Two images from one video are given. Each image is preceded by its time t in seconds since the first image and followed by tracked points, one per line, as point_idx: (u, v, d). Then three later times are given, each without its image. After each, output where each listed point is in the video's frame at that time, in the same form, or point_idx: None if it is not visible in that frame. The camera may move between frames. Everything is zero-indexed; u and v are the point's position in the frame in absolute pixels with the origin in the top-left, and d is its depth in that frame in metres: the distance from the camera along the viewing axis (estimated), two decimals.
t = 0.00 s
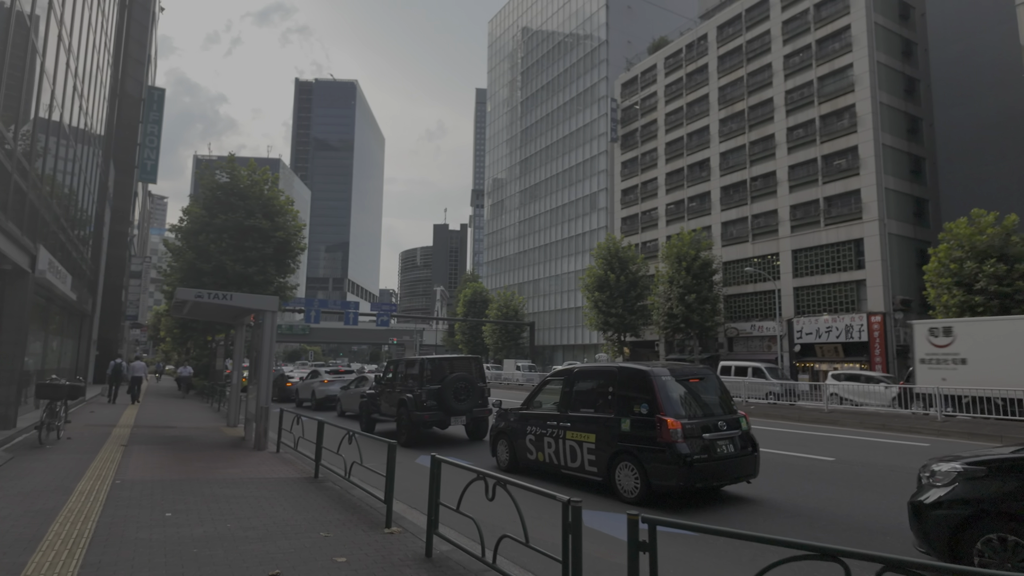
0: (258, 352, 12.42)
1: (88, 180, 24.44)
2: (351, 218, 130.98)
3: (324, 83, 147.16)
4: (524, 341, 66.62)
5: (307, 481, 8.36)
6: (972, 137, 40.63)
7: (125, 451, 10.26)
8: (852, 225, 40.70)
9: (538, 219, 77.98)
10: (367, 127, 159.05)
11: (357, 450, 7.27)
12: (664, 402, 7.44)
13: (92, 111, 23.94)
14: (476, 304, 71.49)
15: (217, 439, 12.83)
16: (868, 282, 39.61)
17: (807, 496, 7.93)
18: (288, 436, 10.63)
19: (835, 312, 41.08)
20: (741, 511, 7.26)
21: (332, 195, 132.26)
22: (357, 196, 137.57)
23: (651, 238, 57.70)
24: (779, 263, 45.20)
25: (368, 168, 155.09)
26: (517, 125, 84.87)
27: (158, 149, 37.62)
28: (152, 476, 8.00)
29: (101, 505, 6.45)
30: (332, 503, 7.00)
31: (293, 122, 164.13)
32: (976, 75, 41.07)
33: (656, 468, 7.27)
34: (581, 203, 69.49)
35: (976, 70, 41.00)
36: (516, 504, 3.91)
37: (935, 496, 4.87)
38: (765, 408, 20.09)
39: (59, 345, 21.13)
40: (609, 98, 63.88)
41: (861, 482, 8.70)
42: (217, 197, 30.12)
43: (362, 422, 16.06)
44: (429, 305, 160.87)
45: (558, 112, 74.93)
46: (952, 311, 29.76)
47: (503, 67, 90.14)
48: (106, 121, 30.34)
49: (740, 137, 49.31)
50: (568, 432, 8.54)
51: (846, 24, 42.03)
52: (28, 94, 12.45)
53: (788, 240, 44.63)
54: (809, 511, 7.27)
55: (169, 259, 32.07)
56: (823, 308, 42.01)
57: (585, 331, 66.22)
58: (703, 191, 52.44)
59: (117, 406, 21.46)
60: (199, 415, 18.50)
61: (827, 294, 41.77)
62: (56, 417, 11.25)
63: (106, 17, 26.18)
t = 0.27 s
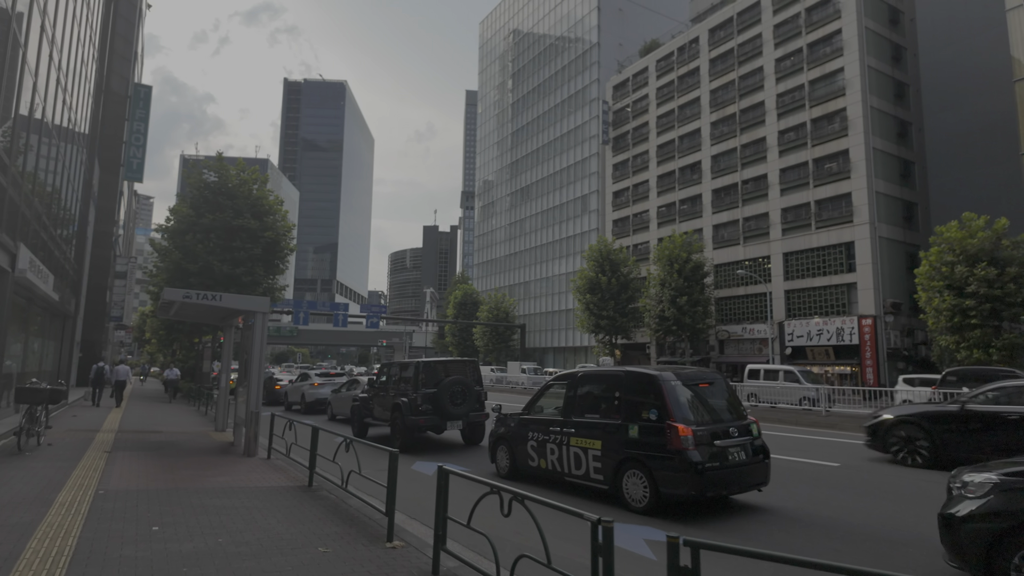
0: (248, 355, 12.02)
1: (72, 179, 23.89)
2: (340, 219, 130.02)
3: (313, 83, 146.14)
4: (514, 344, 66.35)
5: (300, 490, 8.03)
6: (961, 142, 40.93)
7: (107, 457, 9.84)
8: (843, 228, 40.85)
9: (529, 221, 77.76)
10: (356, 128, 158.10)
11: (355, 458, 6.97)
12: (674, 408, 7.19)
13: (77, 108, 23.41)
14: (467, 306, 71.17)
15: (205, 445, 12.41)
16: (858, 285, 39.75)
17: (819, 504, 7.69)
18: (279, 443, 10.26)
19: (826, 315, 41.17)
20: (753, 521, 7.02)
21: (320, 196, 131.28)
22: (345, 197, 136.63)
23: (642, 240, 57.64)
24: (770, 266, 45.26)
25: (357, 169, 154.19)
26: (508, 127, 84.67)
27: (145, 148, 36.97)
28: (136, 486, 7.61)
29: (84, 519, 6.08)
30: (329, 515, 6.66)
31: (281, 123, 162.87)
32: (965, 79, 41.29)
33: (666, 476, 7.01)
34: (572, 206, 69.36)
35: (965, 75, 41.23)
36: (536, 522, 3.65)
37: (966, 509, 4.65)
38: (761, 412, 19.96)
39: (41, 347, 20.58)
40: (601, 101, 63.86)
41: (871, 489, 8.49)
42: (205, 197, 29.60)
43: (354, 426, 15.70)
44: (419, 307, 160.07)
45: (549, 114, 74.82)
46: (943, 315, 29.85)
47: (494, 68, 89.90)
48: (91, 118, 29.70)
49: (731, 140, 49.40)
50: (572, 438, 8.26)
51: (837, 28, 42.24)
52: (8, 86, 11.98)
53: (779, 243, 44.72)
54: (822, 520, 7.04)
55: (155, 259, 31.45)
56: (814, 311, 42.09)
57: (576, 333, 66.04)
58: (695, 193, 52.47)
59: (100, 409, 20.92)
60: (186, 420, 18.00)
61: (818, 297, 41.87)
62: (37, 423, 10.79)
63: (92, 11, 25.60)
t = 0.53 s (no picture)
0: (246, 357, 11.70)
1: (65, 179, 23.53)
2: (333, 221, 129.42)
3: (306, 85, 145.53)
4: (510, 347, 66.07)
5: (302, 497, 7.76)
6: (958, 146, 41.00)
7: (100, 463, 9.50)
8: (840, 232, 40.87)
9: (524, 225, 77.50)
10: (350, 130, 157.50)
11: (361, 464, 6.73)
12: (691, 413, 6.97)
13: (69, 108, 23.08)
14: (462, 309, 70.95)
15: (200, 450, 12.07)
16: (855, 289, 39.75)
17: (838, 512, 7.48)
18: (279, 448, 9.98)
19: (823, 319, 41.13)
20: (773, 529, 6.81)
21: (314, 199, 130.59)
22: (339, 199, 136.00)
23: (639, 243, 57.52)
24: (767, 270, 45.22)
25: (351, 172, 153.60)
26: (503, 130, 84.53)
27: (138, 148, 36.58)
28: (132, 493, 7.33)
29: (76, 529, 5.78)
30: (337, 524, 6.41)
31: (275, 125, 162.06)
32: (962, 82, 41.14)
33: (683, 483, 6.79)
34: (568, 209, 69.20)
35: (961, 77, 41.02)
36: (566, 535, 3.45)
37: (1008, 519, 4.44)
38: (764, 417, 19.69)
39: (31, 350, 20.16)
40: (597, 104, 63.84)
41: (892, 496, 8.24)
42: (199, 197, 29.24)
43: (353, 430, 15.40)
44: (413, 310, 159.45)
45: (545, 117, 74.72)
46: (941, 319, 29.81)
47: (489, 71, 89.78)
48: (83, 117, 29.30)
49: (727, 143, 49.38)
50: (583, 444, 8.02)
51: (834, 32, 42.34)
52: None
53: (775, 246, 44.72)
54: (844, 528, 6.83)
55: (148, 260, 31.05)
56: (812, 314, 42.04)
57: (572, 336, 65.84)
58: (691, 197, 52.42)
59: (92, 412, 20.55)
60: (180, 423, 17.65)
61: (816, 301, 41.84)
62: (26, 426, 10.44)
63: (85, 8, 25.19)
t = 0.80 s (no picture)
0: (244, 364, 11.40)
1: (58, 183, 23.22)
2: (328, 226, 128.91)
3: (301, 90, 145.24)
4: (506, 352, 65.74)
5: (303, 509, 7.47)
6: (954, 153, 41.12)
7: (92, 473, 9.19)
8: (837, 237, 40.87)
9: (520, 230, 77.28)
10: (345, 135, 157.19)
11: (367, 476, 6.47)
12: (709, 422, 6.76)
13: (64, 111, 22.81)
14: (458, 314, 70.64)
15: (195, 459, 11.74)
16: (853, 295, 39.71)
17: (857, 524, 7.27)
18: (277, 458, 9.68)
19: (821, 324, 41.06)
20: (794, 543, 6.58)
21: (308, 204, 130.08)
22: (334, 204, 135.49)
23: (635, 249, 57.39)
24: (765, 275, 45.14)
25: (346, 177, 153.15)
26: (499, 135, 84.42)
27: (132, 152, 36.26)
28: (126, 507, 7.02)
29: (68, 546, 5.49)
30: (343, 540, 6.14)
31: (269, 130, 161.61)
32: (958, 90, 41.56)
33: (701, 495, 6.56)
34: (564, 214, 69.04)
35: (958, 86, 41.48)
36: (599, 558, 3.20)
37: None
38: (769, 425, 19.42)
39: (22, 356, 19.77)
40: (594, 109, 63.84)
41: (911, 509, 8.03)
42: (193, 201, 28.92)
43: (351, 439, 15.10)
44: (407, 315, 158.82)
45: (541, 122, 74.67)
46: (939, 324, 29.76)
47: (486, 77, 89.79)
48: (77, 120, 28.94)
49: (724, 149, 49.38)
50: (594, 453, 7.78)
51: (830, 38, 42.49)
52: None
53: (772, 252, 44.67)
54: (867, 542, 6.61)
55: (141, 265, 30.65)
56: (809, 320, 41.95)
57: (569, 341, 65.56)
58: (688, 202, 52.37)
59: (83, 420, 20.17)
60: (174, 431, 17.27)
61: (813, 306, 41.77)
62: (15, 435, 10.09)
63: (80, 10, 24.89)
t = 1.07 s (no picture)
0: (238, 368, 11.08)
1: (48, 185, 22.83)
2: (321, 231, 128.31)
3: (294, 95, 144.80)
4: (501, 357, 65.44)
5: (302, 517, 7.19)
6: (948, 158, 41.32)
7: (81, 481, 8.85)
8: (832, 242, 40.90)
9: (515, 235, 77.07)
10: (338, 140, 156.75)
11: (370, 482, 6.23)
12: (724, 426, 6.53)
13: (54, 112, 22.42)
14: (452, 319, 70.33)
15: (187, 466, 11.40)
16: (849, 299, 39.73)
17: (876, 531, 7.05)
18: (274, 464, 9.37)
19: (817, 329, 41.03)
20: (814, 550, 6.36)
21: (301, 209, 129.48)
22: (326, 209, 134.91)
23: (631, 253, 57.33)
24: (760, 280, 45.11)
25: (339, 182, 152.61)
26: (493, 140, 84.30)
27: (123, 154, 35.83)
28: (116, 515, 6.72)
29: (54, 558, 5.19)
30: (344, 549, 5.87)
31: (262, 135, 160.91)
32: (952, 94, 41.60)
33: (716, 501, 6.32)
34: (559, 218, 68.91)
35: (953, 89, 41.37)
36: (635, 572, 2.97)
37: None
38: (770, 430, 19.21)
39: (9, 360, 19.31)
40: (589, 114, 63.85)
41: (929, 516, 7.82)
42: (186, 204, 28.54)
43: (347, 444, 14.80)
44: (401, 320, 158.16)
45: (536, 127, 74.61)
46: (936, 328, 29.76)
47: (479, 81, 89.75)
48: (68, 121, 28.53)
49: (719, 153, 49.43)
50: (602, 459, 7.54)
51: (825, 44, 42.68)
52: None
53: (768, 256, 44.68)
54: (890, 549, 6.40)
55: (132, 268, 30.20)
56: (805, 324, 41.94)
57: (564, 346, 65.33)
58: (683, 207, 52.36)
59: (72, 425, 19.75)
60: (165, 438, 16.90)
61: (809, 310, 41.75)
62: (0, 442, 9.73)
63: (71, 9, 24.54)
